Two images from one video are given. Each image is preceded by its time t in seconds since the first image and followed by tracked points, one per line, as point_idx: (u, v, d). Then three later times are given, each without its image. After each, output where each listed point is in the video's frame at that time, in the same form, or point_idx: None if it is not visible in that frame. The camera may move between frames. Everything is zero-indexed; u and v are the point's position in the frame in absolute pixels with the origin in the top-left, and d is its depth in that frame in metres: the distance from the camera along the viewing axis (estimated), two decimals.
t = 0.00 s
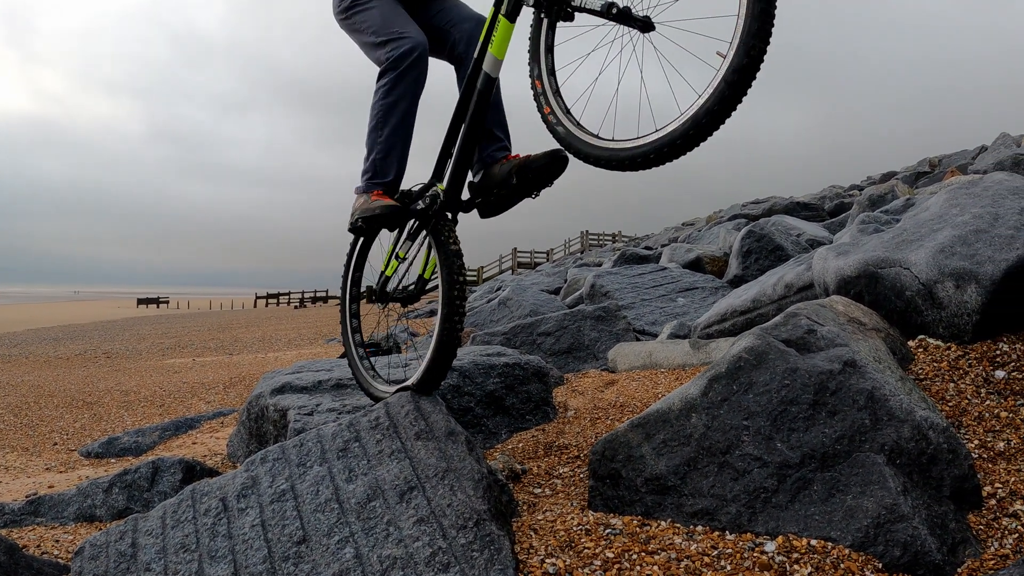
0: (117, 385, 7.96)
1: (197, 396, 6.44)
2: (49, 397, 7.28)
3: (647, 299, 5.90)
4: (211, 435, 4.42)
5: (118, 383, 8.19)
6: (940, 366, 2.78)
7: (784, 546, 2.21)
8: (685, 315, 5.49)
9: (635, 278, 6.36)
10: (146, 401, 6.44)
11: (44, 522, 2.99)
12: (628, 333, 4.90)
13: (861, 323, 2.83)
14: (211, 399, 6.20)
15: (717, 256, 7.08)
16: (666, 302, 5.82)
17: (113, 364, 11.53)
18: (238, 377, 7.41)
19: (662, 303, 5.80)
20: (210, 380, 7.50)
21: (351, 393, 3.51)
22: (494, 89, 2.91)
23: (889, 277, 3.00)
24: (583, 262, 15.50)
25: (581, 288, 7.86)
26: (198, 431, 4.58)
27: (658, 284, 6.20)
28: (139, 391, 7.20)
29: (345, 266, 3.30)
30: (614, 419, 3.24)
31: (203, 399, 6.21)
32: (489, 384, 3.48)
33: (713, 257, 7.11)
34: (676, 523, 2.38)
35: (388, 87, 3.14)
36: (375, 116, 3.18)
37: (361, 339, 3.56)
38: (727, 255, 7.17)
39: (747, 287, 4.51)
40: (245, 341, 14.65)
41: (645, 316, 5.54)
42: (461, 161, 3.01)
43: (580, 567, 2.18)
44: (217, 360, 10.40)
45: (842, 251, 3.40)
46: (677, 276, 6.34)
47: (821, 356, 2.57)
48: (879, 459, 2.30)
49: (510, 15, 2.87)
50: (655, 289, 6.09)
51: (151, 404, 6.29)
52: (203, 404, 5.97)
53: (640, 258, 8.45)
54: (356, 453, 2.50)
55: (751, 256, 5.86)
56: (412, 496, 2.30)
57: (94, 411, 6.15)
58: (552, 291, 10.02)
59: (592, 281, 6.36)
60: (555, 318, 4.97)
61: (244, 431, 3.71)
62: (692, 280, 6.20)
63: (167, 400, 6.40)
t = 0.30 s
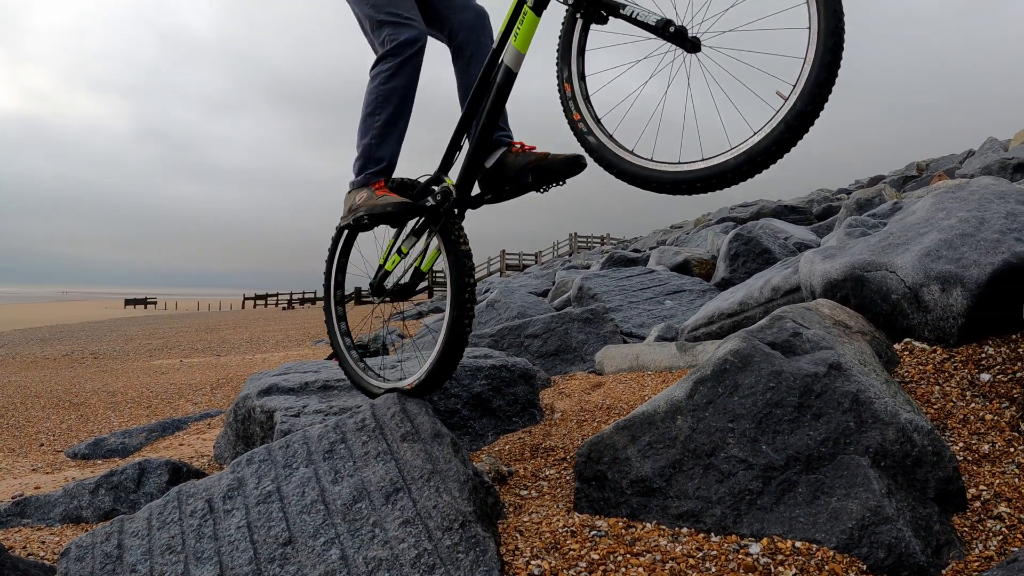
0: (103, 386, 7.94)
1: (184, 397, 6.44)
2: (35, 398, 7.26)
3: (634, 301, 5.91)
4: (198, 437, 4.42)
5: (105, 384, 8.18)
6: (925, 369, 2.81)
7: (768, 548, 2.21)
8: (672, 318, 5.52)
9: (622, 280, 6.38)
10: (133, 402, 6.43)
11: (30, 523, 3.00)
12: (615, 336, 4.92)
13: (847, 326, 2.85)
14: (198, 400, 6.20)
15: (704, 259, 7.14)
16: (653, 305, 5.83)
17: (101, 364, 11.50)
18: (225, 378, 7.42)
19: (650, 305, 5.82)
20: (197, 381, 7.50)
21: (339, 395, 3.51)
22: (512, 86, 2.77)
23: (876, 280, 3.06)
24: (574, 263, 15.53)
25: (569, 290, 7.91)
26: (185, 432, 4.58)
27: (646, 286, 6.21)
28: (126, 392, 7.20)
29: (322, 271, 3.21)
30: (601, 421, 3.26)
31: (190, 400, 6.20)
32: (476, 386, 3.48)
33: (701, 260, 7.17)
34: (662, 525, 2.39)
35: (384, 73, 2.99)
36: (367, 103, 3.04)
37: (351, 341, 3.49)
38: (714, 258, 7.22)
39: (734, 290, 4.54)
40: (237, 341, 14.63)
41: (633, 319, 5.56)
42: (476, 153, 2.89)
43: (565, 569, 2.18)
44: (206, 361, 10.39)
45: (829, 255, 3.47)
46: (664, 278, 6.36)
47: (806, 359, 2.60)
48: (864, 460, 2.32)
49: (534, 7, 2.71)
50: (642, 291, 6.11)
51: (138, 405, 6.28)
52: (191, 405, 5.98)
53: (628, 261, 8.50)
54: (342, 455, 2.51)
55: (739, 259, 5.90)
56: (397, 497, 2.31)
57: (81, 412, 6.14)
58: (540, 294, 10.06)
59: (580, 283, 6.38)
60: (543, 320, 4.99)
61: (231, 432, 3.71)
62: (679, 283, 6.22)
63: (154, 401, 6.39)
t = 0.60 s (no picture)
0: (75, 388, 7.87)
1: (159, 399, 6.42)
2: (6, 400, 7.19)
3: (609, 306, 5.93)
4: (172, 439, 4.41)
5: (78, 386, 8.12)
6: (898, 374, 2.87)
7: (741, 552, 2.23)
8: (647, 323, 5.53)
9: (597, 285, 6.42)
10: (107, 404, 6.40)
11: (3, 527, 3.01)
12: (590, 340, 4.97)
13: (819, 333, 2.89)
14: (173, 402, 6.19)
15: (680, 264, 7.26)
16: (629, 310, 5.84)
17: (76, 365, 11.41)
18: (200, 380, 7.39)
19: (625, 311, 5.83)
20: (171, 383, 7.46)
21: (314, 398, 3.51)
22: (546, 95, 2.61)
23: (849, 287, 3.10)
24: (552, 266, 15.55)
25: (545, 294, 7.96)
26: (158, 435, 4.54)
27: (622, 291, 6.25)
28: (99, 393, 7.14)
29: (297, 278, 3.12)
30: (575, 426, 3.27)
31: (164, 403, 6.11)
32: (450, 389, 3.48)
33: (677, 265, 7.29)
34: (635, 529, 2.40)
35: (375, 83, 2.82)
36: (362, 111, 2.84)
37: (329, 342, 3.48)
38: (689, 263, 7.36)
39: (708, 296, 4.57)
40: (217, 343, 14.52)
41: (608, 324, 5.58)
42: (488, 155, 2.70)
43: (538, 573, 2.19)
44: (178, 363, 10.26)
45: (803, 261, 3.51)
46: (640, 283, 6.40)
47: (780, 364, 2.62)
48: (836, 465, 2.35)
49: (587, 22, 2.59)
50: (618, 296, 6.14)
51: (111, 407, 6.24)
52: (165, 407, 5.96)
53: (604, 265, 8.63)
54: (315, 458, 2.51)
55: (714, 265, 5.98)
56: (371, 500, 2.32)
57: (53, 414, 6.09)
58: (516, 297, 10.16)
59: (555, 288, 6.41)
60: (518, 324, 5.01)
61: (205, 434, 3.70)
62: (655, 287, 6.26)
63: (128, 403, 6.36)
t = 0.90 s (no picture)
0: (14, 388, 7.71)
1: (102, 400, 6.36)
2: None
3: (557, 313, 5.97)
4: (113, 440, 4.38)
5: (18, 386, 7.95)
6: (840, 386, 2.98)
7: (682, 558, 2.28)
8: (594, 332, 5.59)
9: (545, 292, 6.46)
10: (47, 405, 6.29)
11: None
12: (536, 347, 5.07)
13: (763, 343, 2.97)
14: (116, 403, 6.14)
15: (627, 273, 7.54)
16: (576, 317, 5.91)
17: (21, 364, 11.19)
18: (144, 381, 7.33)
19: (572, 318, 5.90)
20: (113, 384, 7.37)
21: (258, 400, 3.52)
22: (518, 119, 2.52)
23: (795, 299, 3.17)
24: (507, 271, 15.81)
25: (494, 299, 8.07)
26: (101, 436, 4.50)
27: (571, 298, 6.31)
28: (38, 394, 7.00)
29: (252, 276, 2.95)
30: (518, 431, 3.32)
31: (106, 403, 6.10)
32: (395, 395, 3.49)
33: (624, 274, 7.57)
34: (577, 535, 2.42)
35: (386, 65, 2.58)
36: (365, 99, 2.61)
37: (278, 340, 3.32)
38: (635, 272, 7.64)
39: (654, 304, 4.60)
40: (172, 343, 14.29)
41: (555, 331, 5.61)
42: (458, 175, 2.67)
43: None
44: (123, 363, 10.14)
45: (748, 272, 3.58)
46: (588, 291, 6.50)
47: (723, 374, 2.68)
48: (777, 473, 2.40)
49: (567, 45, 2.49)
50: (566, 302, 6.19)
51: (51, 408, 6.15)
52: (108, 408, 5.91)
53: (554, 272, 8.85)
54: (257, 462, 2.52)
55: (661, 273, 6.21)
56: (313, 505, 2.34)
57: None
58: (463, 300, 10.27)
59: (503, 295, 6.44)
60: (464, 330, 5.06)
61: (147, 436, 3.68)
62: (602, 295, 6.37)
63: (70, 404, 6.27)
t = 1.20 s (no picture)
0: None
1: (18, 400, 6.24)
2: None
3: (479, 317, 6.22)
4: (28, 442, 4.34)
5: None
6: (755, 393, 2.99)
7: (595, 561, 2.36)
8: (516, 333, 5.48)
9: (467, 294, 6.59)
10: None
11: None
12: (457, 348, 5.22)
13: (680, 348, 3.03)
14: (32, 402, 6.05)
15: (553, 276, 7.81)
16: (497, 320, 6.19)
17: None
18: (62, 381, 7.20)
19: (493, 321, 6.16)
20: (30, 383, 7.20)
21: (175, 400, 3.46)
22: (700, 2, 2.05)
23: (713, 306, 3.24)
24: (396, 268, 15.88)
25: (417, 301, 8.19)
26: (16, 436, 4.52)
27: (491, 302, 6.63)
28: None
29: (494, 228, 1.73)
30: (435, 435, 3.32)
31: (21, 403, 5.99)
32: (315, 396, 3.50)
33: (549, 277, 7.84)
34: (491, 538, 2.48)
35: None
36: None
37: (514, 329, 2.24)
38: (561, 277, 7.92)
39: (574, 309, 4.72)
40: (108, 339, 13.92)
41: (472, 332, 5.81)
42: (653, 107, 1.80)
43: None
44: (46, 361, 9.90)
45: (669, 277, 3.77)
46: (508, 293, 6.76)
47: (636, 380, 2.76)
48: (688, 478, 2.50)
49: None
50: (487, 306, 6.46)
51: None
52: (23, 408, 5.80)
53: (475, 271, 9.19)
54: (172, 464, 2.56)
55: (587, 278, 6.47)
56: (227, 509, 2.39)
57: None
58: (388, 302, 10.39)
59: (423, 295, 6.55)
60: (387, 332, 5.12)
61: (64, 436, 3.68)
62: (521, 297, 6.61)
63: None
